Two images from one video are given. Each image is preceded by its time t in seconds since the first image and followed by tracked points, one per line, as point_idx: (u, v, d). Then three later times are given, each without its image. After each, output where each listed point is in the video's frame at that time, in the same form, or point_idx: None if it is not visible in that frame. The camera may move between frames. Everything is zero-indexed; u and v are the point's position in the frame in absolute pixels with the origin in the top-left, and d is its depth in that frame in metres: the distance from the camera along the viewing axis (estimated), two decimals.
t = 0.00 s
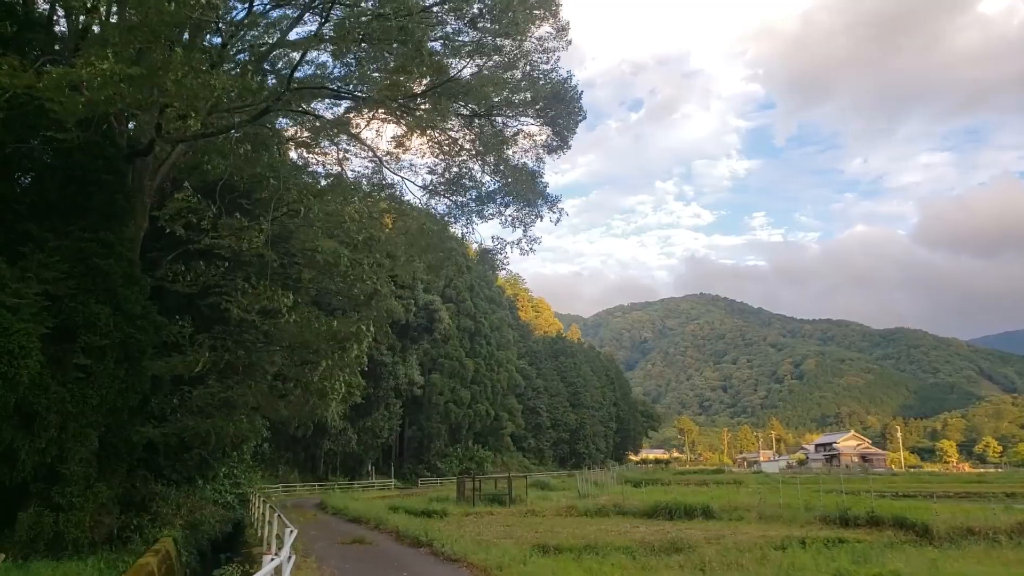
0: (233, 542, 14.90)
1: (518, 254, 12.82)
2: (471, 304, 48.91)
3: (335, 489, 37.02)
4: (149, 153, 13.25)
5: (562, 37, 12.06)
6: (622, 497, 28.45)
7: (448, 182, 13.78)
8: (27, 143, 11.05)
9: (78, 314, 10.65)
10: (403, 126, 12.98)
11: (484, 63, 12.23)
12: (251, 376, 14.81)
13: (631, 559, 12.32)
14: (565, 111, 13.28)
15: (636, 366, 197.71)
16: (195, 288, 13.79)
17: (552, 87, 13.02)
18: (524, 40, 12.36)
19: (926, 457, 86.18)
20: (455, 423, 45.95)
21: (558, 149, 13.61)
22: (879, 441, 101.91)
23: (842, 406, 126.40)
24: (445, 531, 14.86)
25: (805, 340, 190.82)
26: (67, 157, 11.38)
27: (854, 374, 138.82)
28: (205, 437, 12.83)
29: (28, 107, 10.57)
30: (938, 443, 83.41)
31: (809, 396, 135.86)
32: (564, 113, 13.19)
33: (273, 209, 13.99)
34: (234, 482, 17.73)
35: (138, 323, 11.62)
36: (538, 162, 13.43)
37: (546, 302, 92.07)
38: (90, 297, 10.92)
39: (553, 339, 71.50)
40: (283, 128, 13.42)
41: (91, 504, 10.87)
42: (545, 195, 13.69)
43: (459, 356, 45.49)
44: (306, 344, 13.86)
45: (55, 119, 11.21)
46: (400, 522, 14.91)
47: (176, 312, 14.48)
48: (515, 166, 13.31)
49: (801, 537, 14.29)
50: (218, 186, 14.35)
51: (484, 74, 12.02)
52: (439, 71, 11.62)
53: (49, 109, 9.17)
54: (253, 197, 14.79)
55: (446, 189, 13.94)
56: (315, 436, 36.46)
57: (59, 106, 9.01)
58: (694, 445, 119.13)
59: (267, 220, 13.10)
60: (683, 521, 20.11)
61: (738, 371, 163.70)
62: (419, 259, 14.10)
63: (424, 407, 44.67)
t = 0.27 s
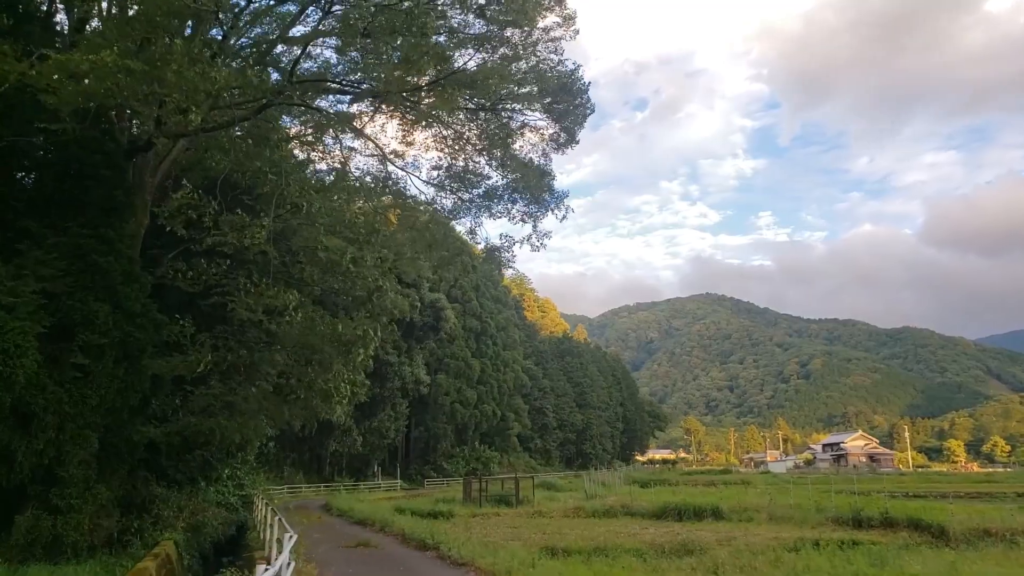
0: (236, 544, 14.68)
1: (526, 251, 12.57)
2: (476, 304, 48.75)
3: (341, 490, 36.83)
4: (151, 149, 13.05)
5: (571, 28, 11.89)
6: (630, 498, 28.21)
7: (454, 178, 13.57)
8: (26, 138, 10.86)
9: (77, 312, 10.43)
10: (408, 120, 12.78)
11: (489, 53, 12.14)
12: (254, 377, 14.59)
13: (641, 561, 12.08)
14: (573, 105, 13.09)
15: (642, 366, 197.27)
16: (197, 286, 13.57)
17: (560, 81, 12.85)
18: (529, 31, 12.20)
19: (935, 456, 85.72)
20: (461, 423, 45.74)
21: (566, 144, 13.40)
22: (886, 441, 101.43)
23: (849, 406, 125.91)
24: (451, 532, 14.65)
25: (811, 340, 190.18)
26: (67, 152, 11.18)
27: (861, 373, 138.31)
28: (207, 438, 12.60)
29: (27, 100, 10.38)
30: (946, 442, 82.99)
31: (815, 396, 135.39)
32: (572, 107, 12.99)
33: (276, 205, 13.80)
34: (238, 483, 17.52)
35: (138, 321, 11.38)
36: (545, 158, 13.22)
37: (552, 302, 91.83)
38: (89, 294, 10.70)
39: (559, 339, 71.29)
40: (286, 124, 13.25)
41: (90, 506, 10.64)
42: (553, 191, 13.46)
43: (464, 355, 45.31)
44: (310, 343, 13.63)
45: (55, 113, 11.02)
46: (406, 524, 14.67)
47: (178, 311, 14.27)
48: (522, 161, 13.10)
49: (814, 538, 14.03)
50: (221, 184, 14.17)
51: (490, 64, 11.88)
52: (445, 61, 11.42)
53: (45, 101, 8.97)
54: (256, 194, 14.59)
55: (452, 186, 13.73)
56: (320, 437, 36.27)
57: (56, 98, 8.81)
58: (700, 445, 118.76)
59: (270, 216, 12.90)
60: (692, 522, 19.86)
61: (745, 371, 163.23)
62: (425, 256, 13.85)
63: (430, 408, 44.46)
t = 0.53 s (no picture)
0: (237, 544, 14.46)
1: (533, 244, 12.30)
2: (481, 302, 48.56)
3: (345, 489, 36.63)
4: (151, 142, 12.84)
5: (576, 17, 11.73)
6: (636, 497, 27.97)
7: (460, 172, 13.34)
8: (22, 129, 10.65)
9: (74, 307, 10.19)
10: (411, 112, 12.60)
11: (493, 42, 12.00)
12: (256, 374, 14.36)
13: (649, 561, 11.85)
14: (578, 97, 12.91)
15: (647, 366, 196.89)
16: (198, 282, 13.35)
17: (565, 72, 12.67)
18: (534, 20, 12.05)
19: (942, 456, 85.28)
20: (466, 422, 45.53)
21: (573, 136, 13.18)
22: (893, 441, 100.98)
23: (855, 405, 125.48)
24: (455, 532, 14.43)
25: (817, 339, 189.64)
26: (64, 144, 10.97)
27: (867, 373, 137.84)
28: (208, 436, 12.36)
29: (22, 91, 10.19)
30: (953, 442, 82.55)
31: (821, 395, 134.93)
32: (577, 98, 12.82)
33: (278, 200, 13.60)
34: (240, 482, 17.30)
35: (136, 316, 11.14)
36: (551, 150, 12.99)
37: (557, 301, 91.60)
38: (86, 289, 10.47)
39: (564, 338, 71.10)
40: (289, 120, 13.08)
41: (87, 505, 10.41)
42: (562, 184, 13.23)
43: (469, 354, 45.14)
44: (313, 339, 13.40)
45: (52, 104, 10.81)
46: (410, 523, 14.44)
47: (179, 307, 14.04)
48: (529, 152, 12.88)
49: (826, 538, 13.76)
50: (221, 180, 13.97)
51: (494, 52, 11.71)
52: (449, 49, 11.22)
53: (40, 89, 8.75)
54: (258, 189, 14.38)
55: (457, 180, 13.51)
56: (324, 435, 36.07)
57: (50, 87, 8.60)
58: (705, 445, 118.46)
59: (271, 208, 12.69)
60: (701, 521, 19.60)
61: (750, 371, 162.79)
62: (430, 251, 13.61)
63: (435, 406, 44.26)
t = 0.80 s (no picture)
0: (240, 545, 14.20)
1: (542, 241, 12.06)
2: (487, 302, 48.34)
3: (350, 489, 36.43)
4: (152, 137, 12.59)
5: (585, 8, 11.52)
6: (644, 498, 27.70)
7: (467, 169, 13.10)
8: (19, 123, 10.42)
9: (72, 305, 9.97)
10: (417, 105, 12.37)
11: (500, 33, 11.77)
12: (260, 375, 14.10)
13: (661, 564, 11.59)
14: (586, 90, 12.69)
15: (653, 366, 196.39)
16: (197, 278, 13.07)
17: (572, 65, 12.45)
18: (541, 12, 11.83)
19: (950, 456, 84.78)
20: (472, 421, 45.28)
21: (583, 132, 12.97)
22: (901, 440, 100.44)
23: (863, 405, 124.92)
24: (462, 534, 14.21)
25: (824, 339, 188.96)
26: (63, 137, 10.73)
27: (874, 372, 137.25)
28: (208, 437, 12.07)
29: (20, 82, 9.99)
30: (961, 442, 82.03)
31: (828, 395, 134.39)
32: (585, 91, 12.60)
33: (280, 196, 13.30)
34: (244, 483, 17.07)
35: (136, 314, 10.88)
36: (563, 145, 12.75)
37: (563, 300, 91.30)
38: (84, 286, 10.23)
39: (570, 337, 70.83)
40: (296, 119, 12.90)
41: (86, 507, 10.15)
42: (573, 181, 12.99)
43: (475, 353, 44.93)
44: (317, 339, 13.15)
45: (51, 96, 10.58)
46: (415, 525, 14.20)
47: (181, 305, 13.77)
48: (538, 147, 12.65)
49: (839, 540, 13.46)
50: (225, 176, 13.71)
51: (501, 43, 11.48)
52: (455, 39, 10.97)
53: (34, 81, 8.55)
54: (260, 186, 14.11)
55: (465, 176, 13.27)
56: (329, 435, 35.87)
57: (44, 80, 8.39)
58: (712, 444, 118.10)
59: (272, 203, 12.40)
60: (711, 523, 19.33)
61: (757, 370, 162.29)
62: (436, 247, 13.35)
63: (441, 406, 44.02)
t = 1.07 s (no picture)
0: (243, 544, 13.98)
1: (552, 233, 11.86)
2: (493, 300, 48.15)
3: (355, 488, 36.24)
4: (155, 128, 12.37)
5: None
6: (652, 497, 27.44)
7: (476, 161, 12.91)
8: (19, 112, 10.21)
9: (71, 296, 9.72)
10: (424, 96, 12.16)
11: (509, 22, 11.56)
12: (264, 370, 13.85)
13: (672, 564, 11.36)
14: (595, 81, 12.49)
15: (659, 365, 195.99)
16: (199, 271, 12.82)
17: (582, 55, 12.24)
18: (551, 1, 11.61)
19: (957, 457, 84.32)
20: (478, 420, 45.06)
21: (593, 123, 12.79)
22: (908, 441, 99.99)
23: (870, 405, 124.41)
24: (468, 533, 13.98)
25: (830, 339, 188.34)
26: (62, 126, 10.51)
27: (881, 373, 136.73)
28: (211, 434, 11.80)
29: (18, 70, 9.79)
30: (969, 443, 81.56)
31: (835, 395, 133.89)
32: (594, 82, 12.40)
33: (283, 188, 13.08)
34: (247, 480, 16.86)
35: (137, 307, 10.63)
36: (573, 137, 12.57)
37: (569, 299, 91.03)
38: (84, 277, 10.00)
39: (576, 336, 70.60)
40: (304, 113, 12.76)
41: (85, 504, 9.90)
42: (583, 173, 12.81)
43: (481, 351, 44.75)
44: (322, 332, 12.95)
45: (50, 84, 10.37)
46: (421, 524, 13.96)
47: (183, 299, 13.52)
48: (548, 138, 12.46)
49: (853, 541, 13.22)
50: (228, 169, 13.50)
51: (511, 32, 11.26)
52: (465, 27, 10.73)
53: (28, 67, 8.34)
54: (264, 179, 13.87)
55: (474, 168, 13.08)
56: (333, 434, 35.70)
57: (39, 66, 8.17)
58: (718, 444, 117.72)
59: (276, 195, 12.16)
60: (720, 523, 19.07)
61: (763, 370, 161.80)
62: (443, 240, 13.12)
63: (447, 405, 43.80)
